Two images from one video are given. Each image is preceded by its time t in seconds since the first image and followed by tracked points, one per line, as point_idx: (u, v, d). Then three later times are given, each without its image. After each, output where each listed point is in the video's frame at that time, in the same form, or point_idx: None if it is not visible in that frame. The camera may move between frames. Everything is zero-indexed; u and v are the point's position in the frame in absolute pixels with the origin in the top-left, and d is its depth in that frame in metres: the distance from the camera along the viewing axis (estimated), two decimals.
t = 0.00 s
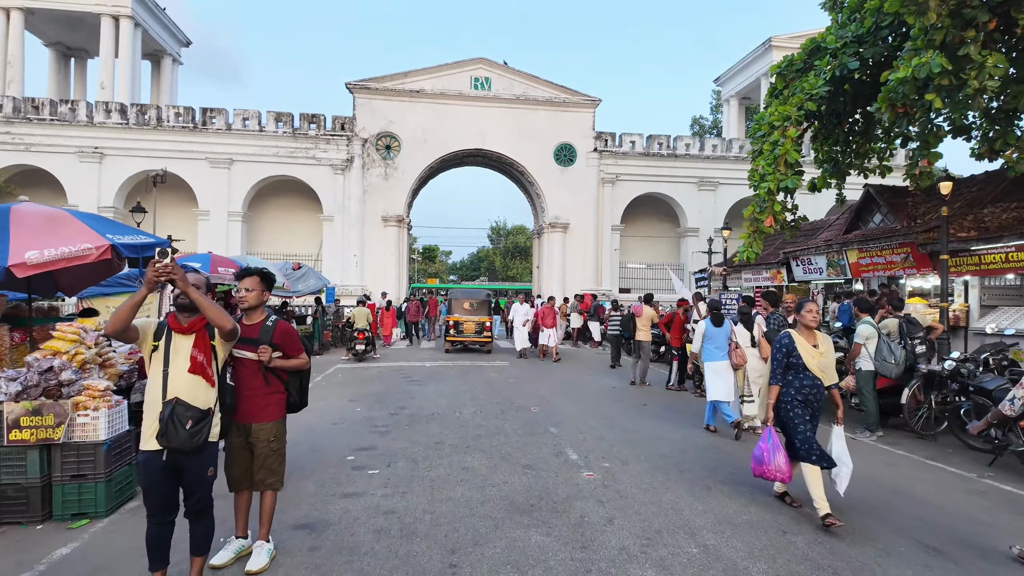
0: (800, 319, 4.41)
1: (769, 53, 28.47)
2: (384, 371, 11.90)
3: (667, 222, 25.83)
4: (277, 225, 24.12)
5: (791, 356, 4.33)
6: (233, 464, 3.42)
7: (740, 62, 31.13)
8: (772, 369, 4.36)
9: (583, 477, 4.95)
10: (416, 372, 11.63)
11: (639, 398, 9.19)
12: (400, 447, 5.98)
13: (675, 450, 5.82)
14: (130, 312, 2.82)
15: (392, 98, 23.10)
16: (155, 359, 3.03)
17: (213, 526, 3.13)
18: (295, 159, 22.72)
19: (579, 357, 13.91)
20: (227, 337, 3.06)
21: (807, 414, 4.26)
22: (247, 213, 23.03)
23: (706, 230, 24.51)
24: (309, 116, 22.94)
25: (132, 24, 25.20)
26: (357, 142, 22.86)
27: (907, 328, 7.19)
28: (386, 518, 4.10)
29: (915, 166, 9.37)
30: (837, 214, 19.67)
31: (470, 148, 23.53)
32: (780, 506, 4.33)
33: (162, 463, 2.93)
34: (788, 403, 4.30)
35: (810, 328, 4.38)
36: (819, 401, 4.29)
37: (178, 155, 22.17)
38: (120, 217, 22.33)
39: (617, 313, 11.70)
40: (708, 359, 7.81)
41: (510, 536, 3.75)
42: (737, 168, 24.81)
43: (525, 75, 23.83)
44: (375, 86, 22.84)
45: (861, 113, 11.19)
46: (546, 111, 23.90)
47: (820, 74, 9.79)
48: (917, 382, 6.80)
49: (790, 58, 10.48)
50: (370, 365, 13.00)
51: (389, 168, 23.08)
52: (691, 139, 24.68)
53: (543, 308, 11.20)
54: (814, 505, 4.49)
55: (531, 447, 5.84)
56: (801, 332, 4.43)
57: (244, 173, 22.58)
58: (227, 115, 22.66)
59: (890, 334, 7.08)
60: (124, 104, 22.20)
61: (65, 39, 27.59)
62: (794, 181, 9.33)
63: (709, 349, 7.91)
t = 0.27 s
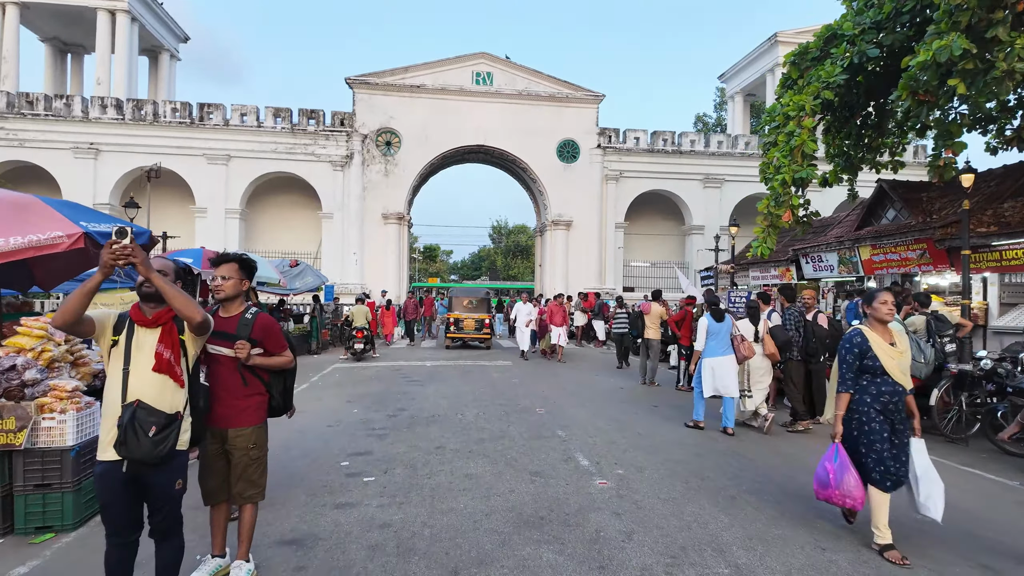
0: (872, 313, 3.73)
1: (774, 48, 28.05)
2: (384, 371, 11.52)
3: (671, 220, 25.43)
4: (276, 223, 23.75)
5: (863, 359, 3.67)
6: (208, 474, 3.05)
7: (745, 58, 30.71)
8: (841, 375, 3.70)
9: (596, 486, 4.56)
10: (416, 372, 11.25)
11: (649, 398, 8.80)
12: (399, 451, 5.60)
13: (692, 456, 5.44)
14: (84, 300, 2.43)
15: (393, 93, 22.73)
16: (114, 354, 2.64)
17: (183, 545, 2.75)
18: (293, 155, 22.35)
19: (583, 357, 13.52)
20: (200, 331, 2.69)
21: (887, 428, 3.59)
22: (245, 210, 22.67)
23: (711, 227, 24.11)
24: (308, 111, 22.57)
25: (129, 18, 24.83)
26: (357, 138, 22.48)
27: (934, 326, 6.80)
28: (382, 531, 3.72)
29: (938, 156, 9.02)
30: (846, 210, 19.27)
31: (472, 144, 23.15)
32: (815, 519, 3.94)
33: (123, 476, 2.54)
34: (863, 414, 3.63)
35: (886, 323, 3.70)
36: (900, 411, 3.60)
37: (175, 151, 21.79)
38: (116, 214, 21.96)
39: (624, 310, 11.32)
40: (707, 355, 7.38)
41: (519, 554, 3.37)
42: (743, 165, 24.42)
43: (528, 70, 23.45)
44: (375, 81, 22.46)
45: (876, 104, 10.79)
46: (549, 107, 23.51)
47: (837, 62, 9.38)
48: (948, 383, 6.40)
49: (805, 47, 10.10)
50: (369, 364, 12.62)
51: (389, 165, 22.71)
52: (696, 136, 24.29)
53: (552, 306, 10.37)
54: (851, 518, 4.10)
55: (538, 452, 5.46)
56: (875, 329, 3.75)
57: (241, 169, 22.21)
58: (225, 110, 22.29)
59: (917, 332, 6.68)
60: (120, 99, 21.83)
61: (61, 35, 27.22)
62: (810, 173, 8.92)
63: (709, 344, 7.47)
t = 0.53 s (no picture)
0: (982, 327, 3.08)
1: (780, 45, 27.58)
2: (381, 375, 11.12)
3: (675, 219, 25.00)
4: (274, 222, 23.35)
5: (968, 384, 3.02)
6: (170, 510, 2.66)
7: (749, 56, 30.26)
8: (940, 403, 3.04)
9: (609, 511, 4.15)
10: (414, 377, 10.84)
11: (659, 406, 8.39)
12: (394, 468, 5.19)
13: (711, 474, 5.03)
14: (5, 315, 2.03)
15: (392, 90, 22.32)
16: (48, 379, 2.23)
17: None
18: (291, 153, 21.94)
19: (588, 361, 13.11)
20: (151, 350, 2.27)
21: (988, 473, 2.99)
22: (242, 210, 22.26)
23: (716, 227, 23.68)
24: (306, 109, 22.15)
25: (124, 15, 24.41)
26: (356, 136, 22.07)
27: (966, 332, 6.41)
28: (371, 569, 3.31)
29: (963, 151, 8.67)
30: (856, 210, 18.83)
31: (472, 142, 22.72)
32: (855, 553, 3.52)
33: (57, 523, 2.13)
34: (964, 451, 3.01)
35: (998, 341, 3.05)
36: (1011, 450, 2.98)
37: (170, 150, 21.40)
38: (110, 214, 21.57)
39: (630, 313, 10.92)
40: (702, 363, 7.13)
41: None
42: (748, 163, 23.98)
43: (530, 67, 23.03)
44: (374, 78, 22.05)
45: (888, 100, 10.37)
46: (551, 104, 23.08)
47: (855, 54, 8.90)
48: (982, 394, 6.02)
49: (821, 39, 9.67)
50: (367, 368, 12.22)
51: (388, 163, 22.30)
52: (701, 133, 23.86)
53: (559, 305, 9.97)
54: (894, 550, 3.68)
55: (544, 470, 5.05)
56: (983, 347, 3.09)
57: (238, 168, 21.80)
58: (221, 108, 21.88)
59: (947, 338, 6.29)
60: (115, 97, 21.43)
61: (56, 32, 26.82)
62: (828, 170, 8.45)
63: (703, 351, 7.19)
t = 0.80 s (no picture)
0: None
1: (787, 40, 27.16)
2: (381, 376, 10.75)
3: (680, 217, 24.61)
4: (272, 220, 22.97)
5: None
6: (130, 537, 2.28)
7: (755, 51, 29.85)
8: None
9: (630, 528, 3.78)
10: (415, 377, 10.46)
11: (671, 409, 8.02)
12: (394, 477, 4.81)
13: (736, 484, 4.65)
14: None
15: (392, 85, 21.95)
16: None
17: None
18: (289, 149, 21.56)
19: (594, 361, 12.73)
20: (95, 351, 1.89)
21: None
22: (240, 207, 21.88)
23: (721, 225, 23.29)
24: (305, 104, 21.78)
25: (120, 9, 24.03)
26: (356, 132, 21.68)
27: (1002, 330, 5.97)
28: None
29: (988, 143, 8.26)
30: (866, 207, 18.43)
31: (474, 139, 22.33)
32: None
33: None
34: None
35: None
36: None
37: (167, 146, 21.03)
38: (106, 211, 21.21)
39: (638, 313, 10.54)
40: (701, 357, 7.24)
41: None
42: (754, 160, 23.60)
43: (533, 62, 22.64)
44: (374, 73, 21.67)
45: (905, 92, 9.98)
46: (554, 100, 22.69)
47: (876, 40, 8.50)
48: (1020, 399, 5.62)
49: (839, 26, 9.26)
50: (366, 369, 11.85)
51: (389, 160, 21.92)
52: (707, 130, 23.47)
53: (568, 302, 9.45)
54: None
55: (556, 480, 4.67)
56: None
57: (235, 164, 21.43)
58: (219, 103, 21.51)
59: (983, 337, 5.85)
60: (110, 92, 21.05)
61: (52, 27, 26.44)
62: (849, 161, 8.00)
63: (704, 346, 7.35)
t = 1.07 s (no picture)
0: None
1: (793, 37, 26.71)
2: (380, 380, 10.37)
3: (685, 216, 24.20)
4: (271, 219, 22.63)
5: None
6: None
7: (760, 49, 29.44)
8: None
9: (652, 559, 3.40)
10: (416, 382, 10.08)
11: (684, 417, 7.64)
12: (392, 497, 4.44)
13: (763, 506, 4.28)
14: None
15: (393, 82, 21.56)
16: None
17: None
18: (288, 147, 21.19)
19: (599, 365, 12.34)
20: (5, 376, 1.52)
21: None
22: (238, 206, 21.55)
23: (727, 224, 22.90)
24: (304, 102, 21.41)
25: (117, 6, 23.67)
26: (356, 130, 21.30)
27: None
28: None
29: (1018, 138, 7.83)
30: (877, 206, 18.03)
31: (476, 137, 21.95)
32: None
33: None
34: None
35: None
36: None
37: (164, 144, 20.67)
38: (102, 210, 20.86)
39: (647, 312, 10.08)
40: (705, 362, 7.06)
41: None
42: (761, 158, 23.20)
43: (536, 58, 22.23)
44: (374, 69, 21.30)
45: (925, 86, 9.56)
46: (557, 97, 22.30)
47: (899, 30, 8.06)
48: None
49: (858, 16, 8.83)
50: (365, 372, 11.47)
51: (389, 158, 21.54)
52: (713, 128, 23.08)
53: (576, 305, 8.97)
54: None
55: (567, 501, 4.30)
56: None
57: (233, 163, 21.06)
58: (216, 101, 21.14)
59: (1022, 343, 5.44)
60: (106, 89, 20.70)
61: (49, 24, 26.09)
62: (873, 156, 7.55)
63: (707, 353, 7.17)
